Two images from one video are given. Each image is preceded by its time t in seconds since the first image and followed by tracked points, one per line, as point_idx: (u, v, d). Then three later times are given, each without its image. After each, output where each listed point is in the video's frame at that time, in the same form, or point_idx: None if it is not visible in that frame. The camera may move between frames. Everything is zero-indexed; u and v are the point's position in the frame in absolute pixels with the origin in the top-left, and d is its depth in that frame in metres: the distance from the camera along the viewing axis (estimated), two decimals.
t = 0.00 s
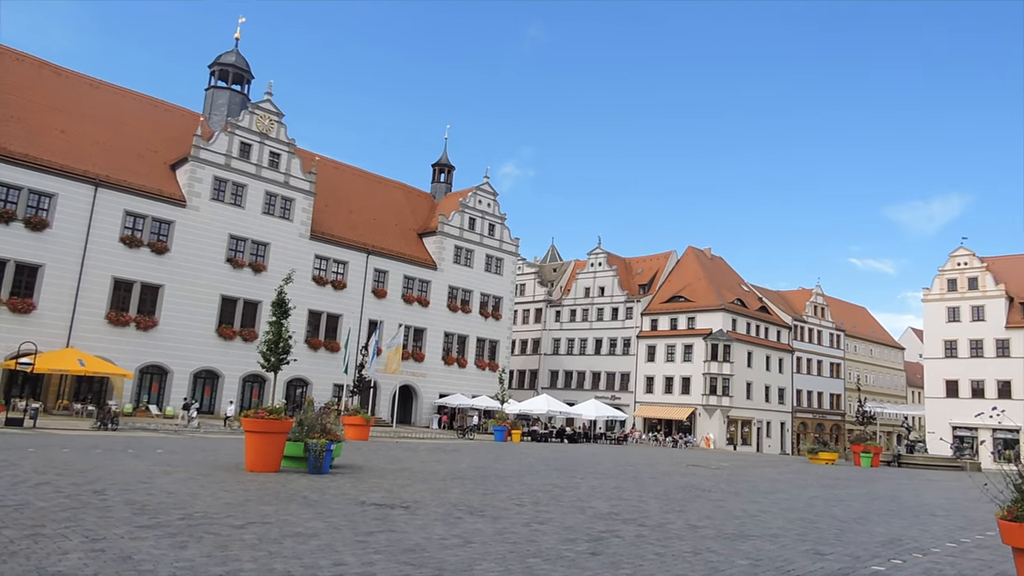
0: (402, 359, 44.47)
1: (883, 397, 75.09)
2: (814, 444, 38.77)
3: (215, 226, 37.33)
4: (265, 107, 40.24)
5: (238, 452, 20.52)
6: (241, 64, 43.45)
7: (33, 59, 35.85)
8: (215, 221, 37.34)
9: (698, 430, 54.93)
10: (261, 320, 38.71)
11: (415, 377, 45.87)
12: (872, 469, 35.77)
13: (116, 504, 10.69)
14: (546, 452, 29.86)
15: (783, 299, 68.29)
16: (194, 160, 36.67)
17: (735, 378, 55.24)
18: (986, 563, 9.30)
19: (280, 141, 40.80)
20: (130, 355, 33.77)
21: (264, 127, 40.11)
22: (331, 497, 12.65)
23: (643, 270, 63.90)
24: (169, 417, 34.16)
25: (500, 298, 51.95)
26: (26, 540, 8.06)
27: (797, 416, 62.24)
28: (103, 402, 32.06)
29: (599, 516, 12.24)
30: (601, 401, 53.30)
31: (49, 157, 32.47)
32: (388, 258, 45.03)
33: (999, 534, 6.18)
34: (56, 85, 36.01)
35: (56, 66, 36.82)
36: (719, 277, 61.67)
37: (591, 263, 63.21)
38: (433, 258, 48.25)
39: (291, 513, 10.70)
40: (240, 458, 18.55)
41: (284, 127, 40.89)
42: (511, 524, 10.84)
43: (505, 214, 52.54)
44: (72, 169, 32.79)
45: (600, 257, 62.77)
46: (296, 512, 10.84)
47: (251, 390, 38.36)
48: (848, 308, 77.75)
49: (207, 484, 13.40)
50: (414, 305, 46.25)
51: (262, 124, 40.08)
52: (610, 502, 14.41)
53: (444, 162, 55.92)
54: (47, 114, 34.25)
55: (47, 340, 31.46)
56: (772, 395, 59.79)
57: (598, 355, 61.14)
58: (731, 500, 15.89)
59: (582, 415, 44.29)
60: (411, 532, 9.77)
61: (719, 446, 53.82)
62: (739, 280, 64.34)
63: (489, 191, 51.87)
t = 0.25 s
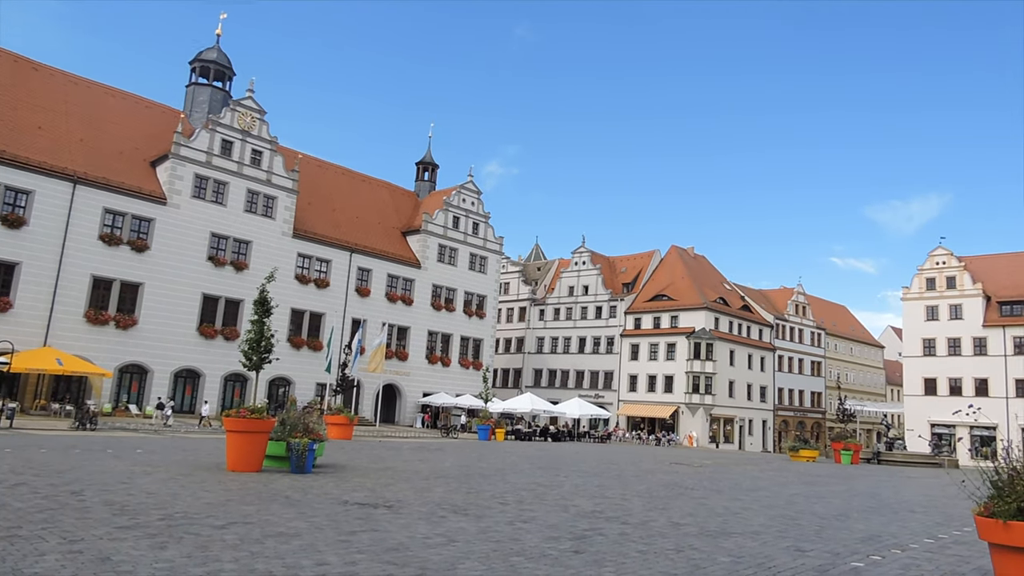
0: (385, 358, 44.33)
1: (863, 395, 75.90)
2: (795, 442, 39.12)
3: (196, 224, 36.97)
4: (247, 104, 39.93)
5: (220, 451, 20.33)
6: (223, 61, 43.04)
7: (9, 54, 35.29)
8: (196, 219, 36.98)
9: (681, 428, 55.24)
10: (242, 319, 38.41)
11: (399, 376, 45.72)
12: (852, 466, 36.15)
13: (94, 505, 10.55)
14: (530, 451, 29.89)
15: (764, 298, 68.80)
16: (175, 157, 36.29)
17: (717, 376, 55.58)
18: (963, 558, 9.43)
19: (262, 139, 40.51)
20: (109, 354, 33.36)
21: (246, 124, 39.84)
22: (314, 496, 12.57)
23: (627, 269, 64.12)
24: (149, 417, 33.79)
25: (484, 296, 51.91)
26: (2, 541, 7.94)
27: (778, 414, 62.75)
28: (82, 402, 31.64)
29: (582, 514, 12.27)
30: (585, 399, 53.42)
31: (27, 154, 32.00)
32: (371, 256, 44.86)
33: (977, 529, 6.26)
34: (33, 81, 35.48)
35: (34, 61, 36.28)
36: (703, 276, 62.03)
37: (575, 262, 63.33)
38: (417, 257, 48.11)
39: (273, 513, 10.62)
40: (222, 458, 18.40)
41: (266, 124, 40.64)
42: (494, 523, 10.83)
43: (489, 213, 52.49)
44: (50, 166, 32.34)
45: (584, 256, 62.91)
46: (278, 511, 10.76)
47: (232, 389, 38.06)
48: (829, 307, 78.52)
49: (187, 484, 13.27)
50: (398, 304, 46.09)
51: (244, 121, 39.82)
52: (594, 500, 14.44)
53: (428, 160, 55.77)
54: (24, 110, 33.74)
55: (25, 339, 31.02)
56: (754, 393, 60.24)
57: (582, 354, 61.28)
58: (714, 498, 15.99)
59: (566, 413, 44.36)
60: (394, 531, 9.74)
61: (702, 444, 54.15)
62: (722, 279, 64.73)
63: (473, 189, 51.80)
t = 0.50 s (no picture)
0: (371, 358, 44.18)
1: (846, 394, 76.56)
2: (780, 441, 39.42)
3: (180, 223, 36.67)
4: (232, 102, 39.66)
5: (204, 452, 20.17)
6: (208, 58, 42.72)
7: None
8: (180, 218, 36.67)
9: (667, 427, 55.46)
10: (227, 319, 38.14)
11: (385, 376, 45.59)
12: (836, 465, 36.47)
13: (76, 506, 10.44)
14: (516, 451, 29.90)
15: (749, 298, 69.23)
16: (158, 156, 35.98)
17: (703, 376, 55.85)
18: (944, 555, 9.53)
19: (247, 137, 40.27)
20: (91, 354, 33.00)
21: (231, 122, 39.60)
22: (299, 497, 12.50)
23: (613, 269, 64.29)
24: (132, 417, 33.46)
25: (470, 296, 51.86)
26: None
27: (763, 413, 63.16)
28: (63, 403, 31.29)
29: (568, 514, 12.27)
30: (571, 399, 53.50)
31: (7, 151, 31.62)
32: (357, 256, 44.70)
33: (957, 526, 6.31)
34: (14, 77, 35.06)
35: (15, 58, 35.86)
36: (688, 276, 62.33)
37: (561, 262, 63.43)
38: (403, 257, 47.99)
39: (258, 513, 10.55)
40: (207, 459, 18.27)
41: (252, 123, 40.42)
42: (480, 522, 10.82)
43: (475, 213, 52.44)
44: (30, 163, 31.96)
45: (570, 256, 63.03)
46: (263, 512, 10.69)
47: (217, 389, 37.79)
48: (814, 306, 79.14)
49: (171, 485, 13.15)
50: (384, 303, 45.95)
51: (229, 119, 39.57)
52: (579, 499, 14.47)
53: (414, 160, 55.65)
54: (4, 106, 33.33)
55: (5, 339, 30.63)
56: (740, 392, 60.60)
57: (568, 354, 61.39)
58: (699, 496, 16.07)
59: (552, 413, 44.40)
60: (380, 531, 9.70)
61: (688, 443, 54.40)
62: (707, 279, 65.05)
63: (460, 189, 51.74)
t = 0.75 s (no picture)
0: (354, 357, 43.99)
1: (827, 393, 77.30)
2: (762, 440, 39.76)
3: (160, 220, 36.29)
4: (214, 99, 39.33)
5: (185, 451, 19.98)
6: (189, 55, 42.32)
7: None
8: (161, 215, 36.30)
9: (650, 426, 55.70)
10: (209, 317, 37.82)
11: (368, 375, 45.42)
12: (817, 463, 36.82)
13: (54, 507, 10.30)
14: (500, 450, 29.93)
15: (732, 298, 69.69)
16: (138, 152, 35.60)
17: (686, 375, 56.18)
18: (922, 552, 9.65)
19: (229, 134, 39.94)
20: (69, 353, 32.58)
21: (212, 119, 39.23)
22: (281, 497, 12.43)
23: (597, 268, 64.49)
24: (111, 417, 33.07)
25: (454, 295, 51.78)
26: None
27: (745, 411, 63.63)
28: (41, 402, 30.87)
29: (552, 512, 12.30)
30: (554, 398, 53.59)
31: None
32: (341, 254, 44.48)
33: (934, 523, 6.39)
34: None
35: None
36: (672, 275, 62.65)
37: (545, 261, 63.53)
38: (387, 255, 47.82)
39: (240, 513, 10.48)
40: (187, 458, 18.10)
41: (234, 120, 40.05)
42: (464, 521, 10.82)
43: (460, 211, 52.38)
44: (7, 159, 31.50)
45: (554, 255, 63.14)
46: (245, 512, 10.62)
47: (198, 388, 37.47)
48: (795, 306, 79.87)
49: (151, 485, 13.02)
50: (368, 302, 45.76)
51: (210, 116, 39.19)
52: (563, 498, 14.50)
53: (398, 158, 55.49)
54: None
55: None
56: (722, 391, 61.02)
57: (552, 353, 61.51)
58: (682, 494, 16.16)
59: (536, 412, 44.44)
60: (363, 531, 9.66)
61: (671, 441, 54.69)
62: (691, 278, 65.41)
63: (444, 187, 51.65)
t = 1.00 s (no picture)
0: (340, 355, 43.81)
1: (810, 393, 77.94)
2: (746, 439, 40.03)
3: (144, 217, 35.95)
4: (199, 95, 39.06)
5: (167, 450, 19.80)
6: (174, 50, 41.95)
7: None
8: (145, 212, 35.97)
9: (635, 425, 55.87)
10: (193, 315, 37.53)
11: (354, 374, 45.25)
12: (800, 462, 37.13)
13: (34, 506, 10.18)
14: (485, 449, 29.92)
15: (717, 298, 70.08)
16: (122, 148, 35.27)
17: (671, 374, 56.43)
18: (902, 550, 9.76)
19: (214, 131, 39.66)
20: (50, 350, 32.21)
21: (198, 115, 39.00)
22: (265, 495, 12.36)
23: (584, 267, 64.62)
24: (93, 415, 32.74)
25: (441, 294, 51.69)
26: None
27: (730, 411, 64.01)
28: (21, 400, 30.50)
29: (537, 511, 12.31)
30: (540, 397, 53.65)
31: None
32: (326, 252, 44.29)
33: (915, 522, 6.45)
34: None
35: None
36: (658, 275, 62.90)
37: (532, 260, 63.57)
38: (373, 253, 47.65)
39: (223, 512, 10.40)
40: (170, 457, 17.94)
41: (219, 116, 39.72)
42: (449, 520, 10.81)
43: (446, 210, 52.30)
44: None
45: (541, 254, 63.19)
46: (228, 511, 10.55)
47: (181, 386, 37.16)
48: (779, 306, 80.46)
49: (133, 484, 12.90)
50: (354, 301, 45.60)
51: (196, 112, 38.98)
52: (548, 497, 14.52)
53: (385, 156, 55.32)
54: None
55: None
56: (707, 391, 61.34)
57: (538, 352, 61.56)
58: (666, 494, 16.24)
59: (522, 411, 44.45)
60: (348, 530, 9.63)
61: (656, 441, 54.90)
62: (676, 279, 65.68)
63: (431, 186, 51.55)
